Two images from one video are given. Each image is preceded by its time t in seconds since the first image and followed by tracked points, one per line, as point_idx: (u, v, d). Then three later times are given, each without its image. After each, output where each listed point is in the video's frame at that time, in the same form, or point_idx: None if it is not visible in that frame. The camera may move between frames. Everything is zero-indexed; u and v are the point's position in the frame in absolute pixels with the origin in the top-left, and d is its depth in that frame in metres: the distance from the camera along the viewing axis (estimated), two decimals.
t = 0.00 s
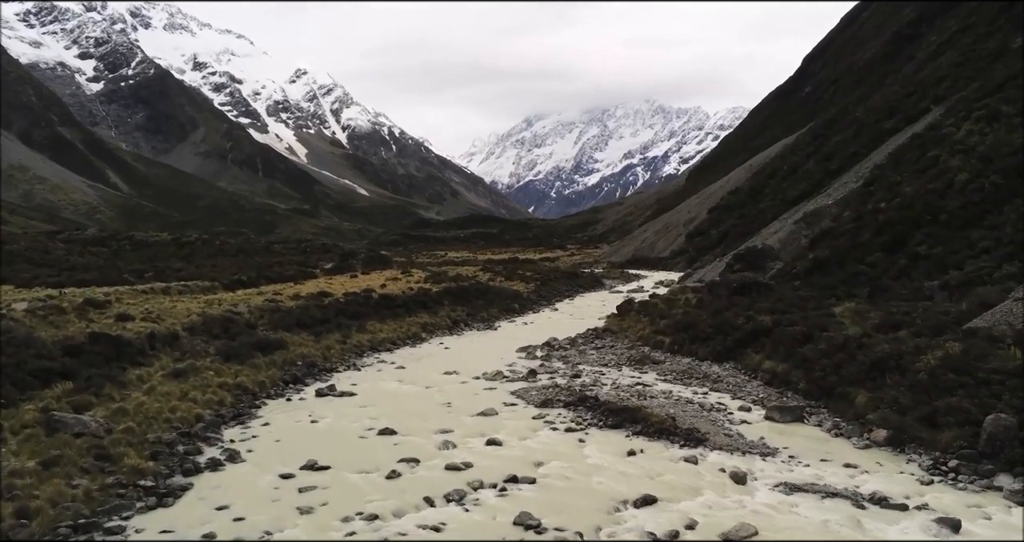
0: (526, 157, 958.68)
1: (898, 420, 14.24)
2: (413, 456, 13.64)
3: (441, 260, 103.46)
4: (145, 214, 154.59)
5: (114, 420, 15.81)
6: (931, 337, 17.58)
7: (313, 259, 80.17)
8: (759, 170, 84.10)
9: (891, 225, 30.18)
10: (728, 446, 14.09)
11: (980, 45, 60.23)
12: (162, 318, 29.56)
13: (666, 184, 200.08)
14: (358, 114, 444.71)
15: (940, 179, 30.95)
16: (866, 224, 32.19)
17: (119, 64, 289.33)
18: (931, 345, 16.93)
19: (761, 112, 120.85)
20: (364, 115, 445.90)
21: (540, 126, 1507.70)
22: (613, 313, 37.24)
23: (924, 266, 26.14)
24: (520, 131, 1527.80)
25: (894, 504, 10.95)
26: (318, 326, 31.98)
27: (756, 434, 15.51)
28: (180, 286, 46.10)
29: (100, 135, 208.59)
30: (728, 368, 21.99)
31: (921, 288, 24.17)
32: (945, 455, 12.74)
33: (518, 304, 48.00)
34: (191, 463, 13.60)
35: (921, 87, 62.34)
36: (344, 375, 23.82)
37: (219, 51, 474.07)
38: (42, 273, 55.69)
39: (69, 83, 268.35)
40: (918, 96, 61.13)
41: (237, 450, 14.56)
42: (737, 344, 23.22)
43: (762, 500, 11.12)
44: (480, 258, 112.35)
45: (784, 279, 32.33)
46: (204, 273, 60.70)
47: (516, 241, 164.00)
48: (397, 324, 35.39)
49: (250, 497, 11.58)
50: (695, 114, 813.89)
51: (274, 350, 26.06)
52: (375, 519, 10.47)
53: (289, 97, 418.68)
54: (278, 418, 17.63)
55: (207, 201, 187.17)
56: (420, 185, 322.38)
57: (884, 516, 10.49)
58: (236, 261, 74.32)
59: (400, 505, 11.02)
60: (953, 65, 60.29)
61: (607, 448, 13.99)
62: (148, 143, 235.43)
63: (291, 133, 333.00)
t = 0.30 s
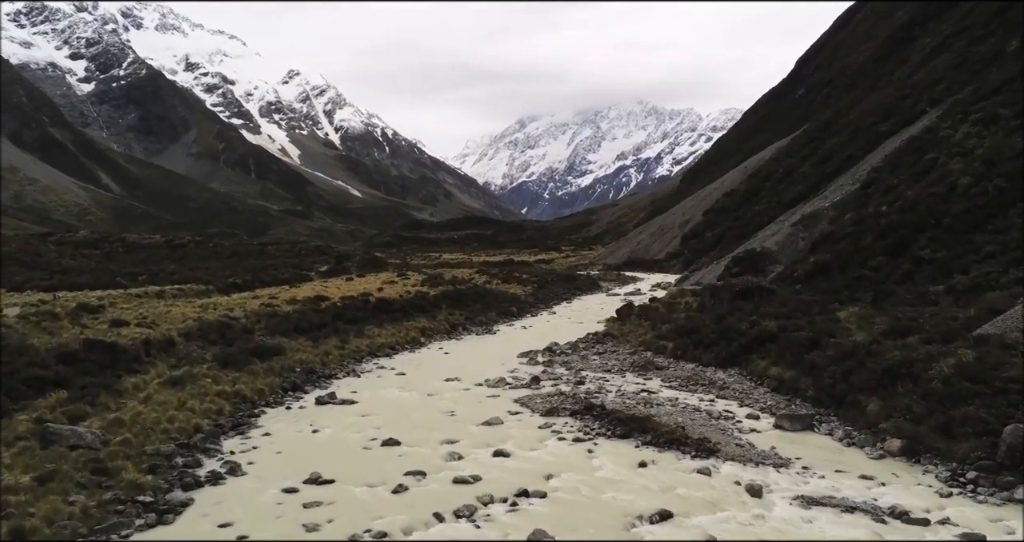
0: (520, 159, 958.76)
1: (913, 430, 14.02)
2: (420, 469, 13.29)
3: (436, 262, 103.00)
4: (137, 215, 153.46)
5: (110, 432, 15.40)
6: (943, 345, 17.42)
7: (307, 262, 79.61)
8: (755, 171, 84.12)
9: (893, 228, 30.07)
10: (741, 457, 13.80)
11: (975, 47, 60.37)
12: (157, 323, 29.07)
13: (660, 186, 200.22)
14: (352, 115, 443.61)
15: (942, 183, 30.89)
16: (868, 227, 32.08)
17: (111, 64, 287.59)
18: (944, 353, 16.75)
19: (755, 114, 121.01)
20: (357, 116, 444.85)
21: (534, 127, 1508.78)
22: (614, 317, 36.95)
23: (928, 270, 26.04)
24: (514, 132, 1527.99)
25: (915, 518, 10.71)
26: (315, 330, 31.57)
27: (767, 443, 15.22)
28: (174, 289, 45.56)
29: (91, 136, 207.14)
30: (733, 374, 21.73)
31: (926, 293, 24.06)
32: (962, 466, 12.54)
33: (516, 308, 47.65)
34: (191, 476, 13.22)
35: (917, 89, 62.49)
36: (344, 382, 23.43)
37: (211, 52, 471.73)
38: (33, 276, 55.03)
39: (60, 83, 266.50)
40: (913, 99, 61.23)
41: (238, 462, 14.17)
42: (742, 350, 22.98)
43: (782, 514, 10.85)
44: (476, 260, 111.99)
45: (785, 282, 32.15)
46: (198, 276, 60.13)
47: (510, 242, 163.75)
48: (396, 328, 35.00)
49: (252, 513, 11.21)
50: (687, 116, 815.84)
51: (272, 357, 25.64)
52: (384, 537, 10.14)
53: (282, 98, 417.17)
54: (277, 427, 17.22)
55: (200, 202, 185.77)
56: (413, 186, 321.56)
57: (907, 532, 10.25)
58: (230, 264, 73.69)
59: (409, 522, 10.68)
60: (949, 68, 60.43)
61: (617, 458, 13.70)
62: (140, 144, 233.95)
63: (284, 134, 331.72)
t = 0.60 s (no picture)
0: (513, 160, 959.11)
1: (929, 442, 13.72)
2: (426, 484, 12.87)
3: (431, 264, 102.52)
4: (128, 217, 152.19)
5: (102, 445, 14.91)
6: (955, 353, 17.19)
7: (301, 264, 78.96)
8: (750, 173, 84.05)
9: (896, 232, 29.88)
10: (755, 470, 13.45)
11: (971, 49, 60.42)
12: (151, 329, 28.50)
13: (653, 187, 200.32)
14: (345, 117, 442.29)
15: (945, 186, 30.71)
16: (870, 230, 31.83)
17: (101, 65, 285.67)
18: (958, 361, 16.46)
19: (749, 115, 121.18)
20: (350, 117, 443.25)
21: (527, 129, 1510.60)
22: (613, 321, 36.55)
23: (933, 275, 25.84)
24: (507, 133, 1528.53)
25: (938, 537, 10.39)
26: (312, 336, 31.07)
27: (779, 454, 14.88)
28: (168, 293, 44.93)
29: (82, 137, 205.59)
30: (739, 380, 21.38)
31: (932, 297, 23.82)
32: (982, 481, 12.24)
33: (514, 311, 47.30)
34: (187, 491, 12.77)
35: (913, 91, 62.49)
36: (343, 390, 23.00)
37: (203, 53, 469.53)
38: (23, 280, 54.28)
39: (50, 83, 264.43)
40: (909, 101, 61.23)
41: (237, 476, 13.72)
42: (747, 355, 22.67)
43: (802, 532, 10.52)
44: (471, 261, 111.64)
45: (788, 285, 31.90)
46: (191, 279, 59.48)
47: (504, 244, 163.36)
48: (393, 333, 34.54)
49: (252, 534, 10.76)
50: (680, 117, 817.93)
51: (269, 364, 25.14)
52: None
53: (274, 99, 415.34)
54: (275, 439, 16.74)
55: (192, 204, 184.65)
56: (407, 187, 320.59)
57: None
58: (223, 266, 73.02)
59: None
60: (945, 70, 60.36)
61: (628, 471, 13.35)
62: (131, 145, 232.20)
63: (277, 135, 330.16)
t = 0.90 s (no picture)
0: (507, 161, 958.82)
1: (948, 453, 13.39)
2: (432, 499, 12.43)
3: (427, 266, 102.02)
4: (121, 218, 151.05)
5: (95, 458, 14.40)
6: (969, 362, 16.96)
7: (296, 266, 78.32)
8: (747, 175, 83.88)
9: (900, 235, 29.63)
10: (770, 482, 13.06)
11: (969, 51, 60.33)
12: (146, 335, 27.95)
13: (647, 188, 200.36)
14: (339, 117, 441.22)
15: (949, 189, 30.48)
16: (873, 232, 31.57)
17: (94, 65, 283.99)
18: (974, 369, 16.15)
19: (744, 116, 121.15)
20: (344, 118, 442.08)
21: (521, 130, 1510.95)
22: (614, 325, 36.13)
23: (939, 279, 25.59)
24: (502, 135, 1528.27)
25: None
26: (309, 341, 30.53)
27: (794, 465, 14.49)
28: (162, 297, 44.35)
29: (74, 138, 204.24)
30: (746, 387, 21.00)
31: (940, 302, 23.57)
32: (1005, 494, 11.91)
33: (512, 314, 46.85)
34: (183, 508, 12.29)
35: (910, 93, 62.42)
36: (342, 397, 22.52)
37: (196, 53, 467.34)
38: (15, 283, 53.56)
39: (43, 84, 262.74)
40: (907, 103, 61.12)
41: (236, 491, 13.25)
42: (754, 362, 22.31)
43: None
44: (466, 263, 111.15)
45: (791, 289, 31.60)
46: (185, 282, 58.83)
47: (499, 246, 163.00)
48: (392, 338, 34.08)
49: None
50: (674, 119, 819.37)
51: (266, 370, 24.60)
52: None
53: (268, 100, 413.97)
54: (274, 450, 16.27)
55: (186, 205, 183.42)
56: (401, 188, 319.75)
57: None
58: (217, 269, 72.35)
59: None
60: (943, 71, 60.27)
61: (640, 485, 12.96)
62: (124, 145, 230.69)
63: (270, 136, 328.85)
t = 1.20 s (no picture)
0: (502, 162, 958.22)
1: (968, 465, 13.04)
2: (437, 515, 11.96)
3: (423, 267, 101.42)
4: (114, 219, 149.74)
5: (85, 472, 13.89)
6: (984, 370, 16.63)
7: (291, 268, 77.60)
8: (745, 176, 83.64)
9: (904, 238, 29.36)
10: (785, 496, 12.66)
11: (967, 52, 60.23)
12: (139, 341, 27.35)
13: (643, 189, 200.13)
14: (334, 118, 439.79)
15: (953, 191, 30.25)
16: (876, 235, 31.28)
17: (87, 66, 282.03)
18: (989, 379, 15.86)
19: (740, 117, 120.94)
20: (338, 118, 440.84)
21: (516, 131, 1511.16)
22: (615, 328, 35.68)
23: (946, 282, 25.30)
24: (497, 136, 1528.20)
25: None
26: (306, 346, 29.98)
27: (807, 475, 14.09)
28: (155, 300, 43.68)
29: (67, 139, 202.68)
30: (753, 394, 20.60)
31: (948, 305, 23.28)
32: None
33: (511, 317, 46.40)
34: (177, 527, 11.79)
35: (908, 94, 62.35)
36: (340, 404, 22.03)
37: (191, 54, 465.65)
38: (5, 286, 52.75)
39: (35, 85, 260.78)
40: (905, 103, 60.97)
41: (234, 506, 12.77)
42: (760, 367, 21.93)
43: None
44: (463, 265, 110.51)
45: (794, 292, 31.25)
46: (178, 285, 58.07)
47: (494, 247, 162.42)
48: (390, 342, 33.59)
49: None
50: (668, 120, 820.32)
51: (262, 377, 24.07)
52: None
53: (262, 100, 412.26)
54: (270, 461, 15.75)
55: (180, 206, 182.15)
56: (396, 188, 318.58)
57: None
58: (211, 271, 71.61)
59: None
60: (941, 73, 60.18)
61: (651, 499, 12.55)
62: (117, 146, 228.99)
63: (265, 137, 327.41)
